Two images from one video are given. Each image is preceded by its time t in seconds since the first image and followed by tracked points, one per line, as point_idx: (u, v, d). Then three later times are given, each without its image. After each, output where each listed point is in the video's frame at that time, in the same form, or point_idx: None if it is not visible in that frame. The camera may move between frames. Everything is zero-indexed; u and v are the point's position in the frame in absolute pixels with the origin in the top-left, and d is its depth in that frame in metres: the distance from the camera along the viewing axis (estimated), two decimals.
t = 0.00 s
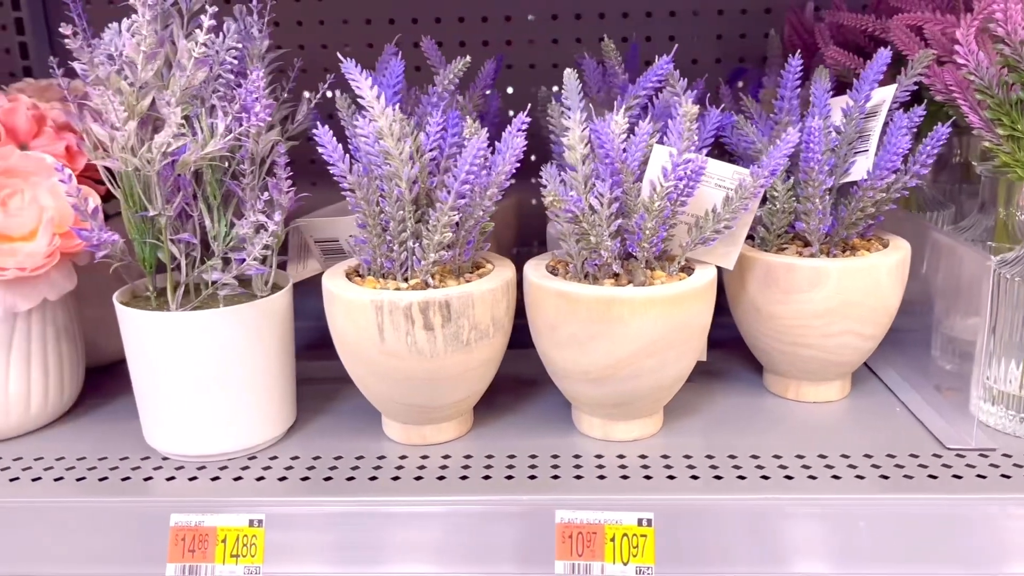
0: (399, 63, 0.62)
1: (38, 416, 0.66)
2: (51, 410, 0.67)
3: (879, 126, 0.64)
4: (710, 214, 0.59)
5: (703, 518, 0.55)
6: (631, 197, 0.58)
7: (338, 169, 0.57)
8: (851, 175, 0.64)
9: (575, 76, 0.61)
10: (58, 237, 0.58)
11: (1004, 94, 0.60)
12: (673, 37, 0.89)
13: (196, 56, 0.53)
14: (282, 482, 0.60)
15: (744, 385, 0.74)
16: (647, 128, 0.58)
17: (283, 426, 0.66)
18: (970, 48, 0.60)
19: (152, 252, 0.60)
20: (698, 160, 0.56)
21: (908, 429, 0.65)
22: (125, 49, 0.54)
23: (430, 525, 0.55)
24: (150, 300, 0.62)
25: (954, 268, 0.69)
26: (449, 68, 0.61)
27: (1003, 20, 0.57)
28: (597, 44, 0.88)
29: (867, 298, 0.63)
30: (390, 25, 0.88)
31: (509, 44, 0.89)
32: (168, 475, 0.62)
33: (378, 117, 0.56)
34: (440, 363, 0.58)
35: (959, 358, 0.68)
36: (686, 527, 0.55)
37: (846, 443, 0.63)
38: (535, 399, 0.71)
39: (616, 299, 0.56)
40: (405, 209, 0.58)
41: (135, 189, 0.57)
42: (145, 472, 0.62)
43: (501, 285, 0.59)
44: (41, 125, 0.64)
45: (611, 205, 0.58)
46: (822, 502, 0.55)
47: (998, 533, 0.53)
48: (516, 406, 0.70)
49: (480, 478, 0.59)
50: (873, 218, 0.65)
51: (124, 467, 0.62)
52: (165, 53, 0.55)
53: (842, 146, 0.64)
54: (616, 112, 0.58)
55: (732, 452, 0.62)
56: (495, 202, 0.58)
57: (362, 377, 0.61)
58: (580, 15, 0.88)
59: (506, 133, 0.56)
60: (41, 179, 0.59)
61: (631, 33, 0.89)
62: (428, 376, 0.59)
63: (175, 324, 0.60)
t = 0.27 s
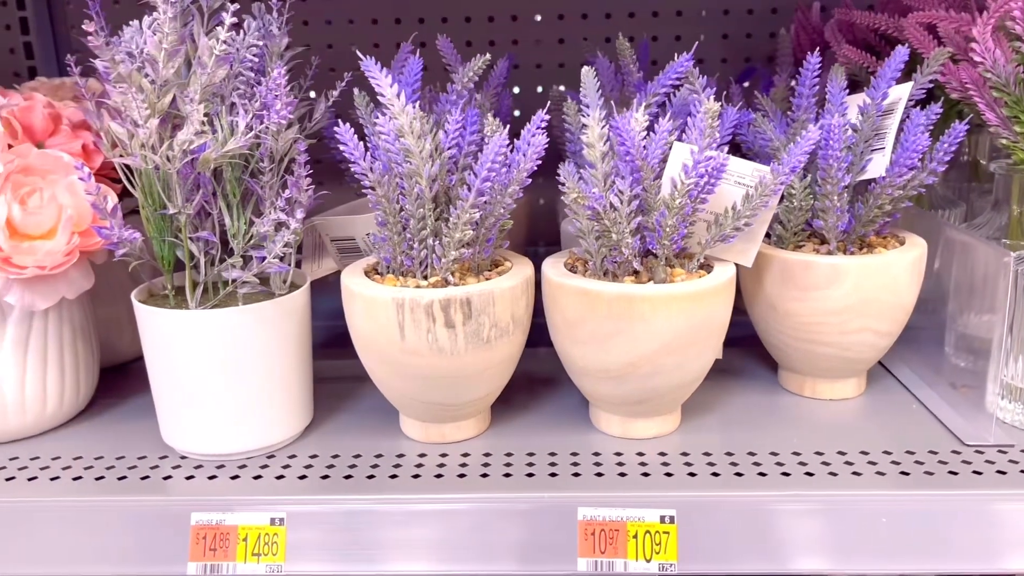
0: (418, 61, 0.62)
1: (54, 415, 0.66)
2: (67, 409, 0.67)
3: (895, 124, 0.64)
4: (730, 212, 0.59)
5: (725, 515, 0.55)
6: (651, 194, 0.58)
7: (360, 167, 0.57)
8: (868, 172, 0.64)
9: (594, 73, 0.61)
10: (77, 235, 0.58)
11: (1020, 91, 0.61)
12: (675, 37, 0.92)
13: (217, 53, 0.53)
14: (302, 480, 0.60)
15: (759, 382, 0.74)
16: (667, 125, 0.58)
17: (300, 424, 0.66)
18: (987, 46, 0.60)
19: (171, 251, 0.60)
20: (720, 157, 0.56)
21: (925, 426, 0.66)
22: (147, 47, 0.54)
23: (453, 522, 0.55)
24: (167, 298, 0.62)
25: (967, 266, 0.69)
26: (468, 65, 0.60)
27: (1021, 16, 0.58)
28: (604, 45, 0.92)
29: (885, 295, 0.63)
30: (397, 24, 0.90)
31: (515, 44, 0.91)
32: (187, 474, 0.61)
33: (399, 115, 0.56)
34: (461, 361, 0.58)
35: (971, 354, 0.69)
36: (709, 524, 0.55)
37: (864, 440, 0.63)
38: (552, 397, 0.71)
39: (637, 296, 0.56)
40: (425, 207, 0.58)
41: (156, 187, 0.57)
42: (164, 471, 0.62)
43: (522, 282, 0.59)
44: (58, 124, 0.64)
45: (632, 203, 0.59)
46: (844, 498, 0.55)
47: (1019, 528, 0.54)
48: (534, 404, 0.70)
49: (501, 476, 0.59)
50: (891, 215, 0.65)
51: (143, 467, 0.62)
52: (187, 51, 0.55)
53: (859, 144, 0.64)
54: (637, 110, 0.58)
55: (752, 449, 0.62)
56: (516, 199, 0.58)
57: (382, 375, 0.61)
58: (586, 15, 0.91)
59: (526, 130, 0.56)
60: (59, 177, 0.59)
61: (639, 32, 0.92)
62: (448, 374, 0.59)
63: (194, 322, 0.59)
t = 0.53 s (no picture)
0: (435, 63, 0.62)
1: (74, 412, 0.67)
2: (86, 406, 0.68)
3: (905, 124, 0.65)
4: (744, 210, 0.60)
5: (740, 509, 0.56)
6: (666, 193, 0.59)
7: (380, 167, 0.58)
8: (878, 172, 0.65)
9: (608, 74, 0.61)
10: (100, 235, 0.59)
11: None
12: (682, 39, 0.93)
13: (240, 54, 0.54)
14: (321, 476, 0.60)
15: (770, 380, 0.75)
16: (682, 125, 0.59)
17: (318, 422, 0.67)
18: (996, 47, 0.61)
19: (192, 250, 0.60)
20: (734, 157, 0.57)
21: (936, 422, 0.66)
22: (171, 49, 0.54)
23: (472, 517, 0.56)
24: (188, 297, 0.63)
25: (974, 265, 0.70)
26: (486, 67, 0.61)
27: None
28: (609, 46, 0.93)
29: (895, 294, 0.64)
30: (403, 26, 0.91)
31: (523, 46, 0.93)
32: (207, 470, 0.62)
33: (418, 116, 0.57)
34: (479, 358, 0.59)
35: (978, 352, 0.70)
36: (724, 518, 0.56)
37: (875, 436, 0.64)
38: (566, 395, 0.72)
39: (653, 294, 0.57)
40: (444, 206, 0.59)
41: (178, 187, 0.58)
42: (185, 468, 0.62)
43: (538, 281, 0.60)
44: (78, 125, 0.65)
45: (647, 202, 0.59)
46: (857, 492, 0.56)
47: None
48: (548, 401, 0.71)
49: (518, 472, 0.60)
50: (900, 214, 0.66)
51: (164, 463, 0.63)
52: (209, 52, 0.56)
53: (869, 144, 0.65)
54: (652, 110, 0.59)
55: (765, 445, 0.63)
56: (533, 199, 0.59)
57: (400, 372, 0.61)
58: (592, 18, 0.92)
59: (543, 131, 0.57)
60: (81, 177, 0.59)
61: (646, 35, 0.93)
62: (466, 371, 0.59)
63: (214, 321, 0.60)
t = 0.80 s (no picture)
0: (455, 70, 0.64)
1: (99, 414, 0.67)
2: (111, 408, 0.68)
3: (917, 130, 0.66)
4: (760, 215, 0.60)
5: (758, 509, 0.57)
6: (684, 198, 0.60)
7: (404, 172, 0.59)
8: (890, 177, 0.66)
9: (626, 81, 0.63)
10: (128, 239, 0.60)
11: None
12: (689, 44, 0.94)
13: (268, 62, 0.55)
14: (345, 476, 0.61)
15: (782, 381, 0.76)
16: (700, 132, 0.60)
17: (339, 423, 0.68)
18: (1005, 54, 0.63)
19: (217, 254, 0.61)
20: (752, 163, 0.58)
21: (947, 423, 0.68)
22: (201, 57, 0.56)
23: (495, 516, 0.57)
24: (213, 300, 0.64)
25: (984, 269, 0.72)
26: (506, 74, 0.62)
27: None
28: (617, 51, 0.94)
29: (907, 297, 0.65)
30: (414, 32, 0.93)
31: (532, 51, 0.94)
32: (233, 471, 0.63)
33: (441, 122, 0.58)
34: (500, 360, 0.60)
35: (988, 354, 0.71)
36: (742, 517, 0.57)
37: (888, 436, 0.65)
38: (582, 396, 0.73)
39: (672, 297, 0.58)
40: (465, 210, 0.60)
41: (205, 192, 0.59)
42: (210, 468, 0.63)
43: (558, 284, 0.61)
44: (104, 131, 0.66)
45: (665, 207, 0.61)
46: (873, 491, 0.57)
47: None
48: (565, 403, 0.72)
49: (539, 472, 0.61)
50: (912, 219, 0.67)
51: (189, 463, 0.64)
52: (237, 60, 0.57)
53: (881, 149, 0.66)
54: (670, 117, 0.60)
55: (780, 445, 0.64)
56: (553, 204, 0.60)
57: (422, 374, 0.62)
58: (600, 23, 0.93)
59: (562, 137, 0.59)
60: (110, 182, 0.61)
61: (653, 41, 0.94)
62: (488, 373, 0.60)
63: (239, 324, 0.61)
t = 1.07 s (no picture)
0: (478, 76, 0.65)
1: (127, 414, 0.68)
2: (138, 408, 0.69)
3: (933, 135, 0.67)
4: (780, 218, 0.61)
5: (778, 509, 0.58)
6: (705, 202, 0.61)
7: (430, 176, 0.60)
8: (907, 181, 0.67)
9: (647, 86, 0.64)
10: (157, 242, 0.61)
11: None
12: (699, 49, 0.95)
13: (297, 69, 0.56)
14: (371, 476, 0.62)
15: (798, 383, 0.77)
16: (720, 137, 0.61)
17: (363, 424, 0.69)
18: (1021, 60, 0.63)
19: (245, 257, 0.62)
20: (773, 168, 0.59)
21: (964, 424, 0.68)
22: (232, 63, 0.57)
23: (520, 515, 0.58)
24: (239, 302, 0.65)
25: (997, 272, 0.73)
26: (529, 80, 0.63)
27: None
28: (628, 56, 0.95)
29: (924, 299, 0.66)
30: (427, 37, 0.94)
31: (544, 56, 0.95)
32: (259, 471, 0.64)
33: (466, 128, 0.59)
34: (524, 362, 0.61)
35: (1002, 356, 0.73)
36: (764, 517, 0.58)
37: (906, 437, 0.66)
38: (601, 397, 0.74)
39: (694, 299, 0.59)
40: (489, 214, 0.61)
41: (234, 195, 0.60)
42: (237, 468, 0.64)
43: (580, 287, 0.62)
44: (132, 136, 0.67)
45: (686, 210, 0.61)
46: (893, 491, 0.58)
47: None
48: (584, 404, 0.73)
49: (562, 472, 0.62)
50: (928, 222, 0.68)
51: (216, 463, 0.65)
52: (267, 66, 0.58)
53: (898, 154, 0.67)
54: (692, 122, 0.61)
55: (800, 446, 0.65)
56: (576, 207, 0.61)
57: (446, 375, 0.63)
58: (612, 29, 0.94)
59: (586, 142, 0.60)
60: (139, 186, 0.61)
61: (664, 46, 0.95)
62: (512, 375, 0.61)
63: (266, 326, 0.62)
